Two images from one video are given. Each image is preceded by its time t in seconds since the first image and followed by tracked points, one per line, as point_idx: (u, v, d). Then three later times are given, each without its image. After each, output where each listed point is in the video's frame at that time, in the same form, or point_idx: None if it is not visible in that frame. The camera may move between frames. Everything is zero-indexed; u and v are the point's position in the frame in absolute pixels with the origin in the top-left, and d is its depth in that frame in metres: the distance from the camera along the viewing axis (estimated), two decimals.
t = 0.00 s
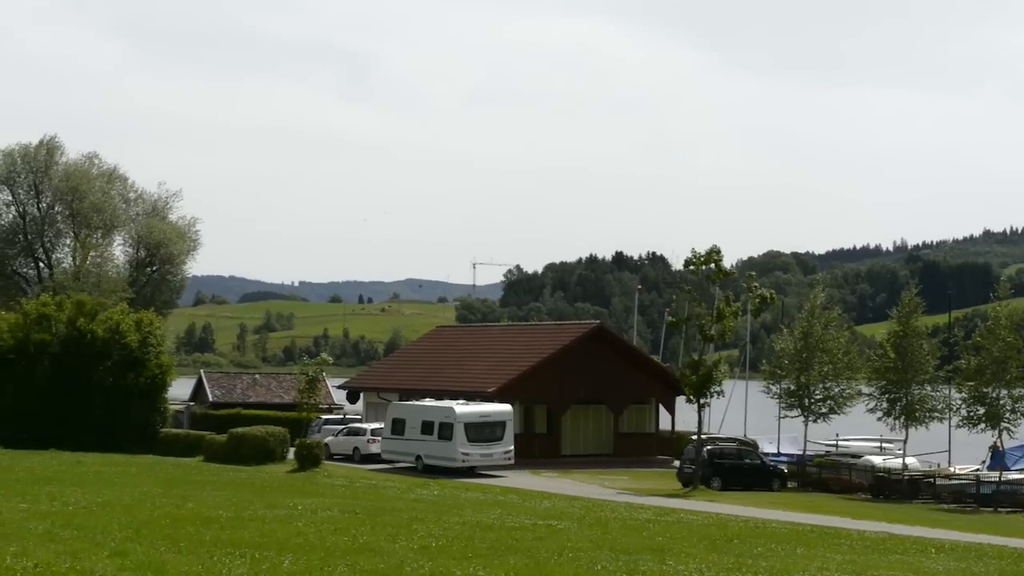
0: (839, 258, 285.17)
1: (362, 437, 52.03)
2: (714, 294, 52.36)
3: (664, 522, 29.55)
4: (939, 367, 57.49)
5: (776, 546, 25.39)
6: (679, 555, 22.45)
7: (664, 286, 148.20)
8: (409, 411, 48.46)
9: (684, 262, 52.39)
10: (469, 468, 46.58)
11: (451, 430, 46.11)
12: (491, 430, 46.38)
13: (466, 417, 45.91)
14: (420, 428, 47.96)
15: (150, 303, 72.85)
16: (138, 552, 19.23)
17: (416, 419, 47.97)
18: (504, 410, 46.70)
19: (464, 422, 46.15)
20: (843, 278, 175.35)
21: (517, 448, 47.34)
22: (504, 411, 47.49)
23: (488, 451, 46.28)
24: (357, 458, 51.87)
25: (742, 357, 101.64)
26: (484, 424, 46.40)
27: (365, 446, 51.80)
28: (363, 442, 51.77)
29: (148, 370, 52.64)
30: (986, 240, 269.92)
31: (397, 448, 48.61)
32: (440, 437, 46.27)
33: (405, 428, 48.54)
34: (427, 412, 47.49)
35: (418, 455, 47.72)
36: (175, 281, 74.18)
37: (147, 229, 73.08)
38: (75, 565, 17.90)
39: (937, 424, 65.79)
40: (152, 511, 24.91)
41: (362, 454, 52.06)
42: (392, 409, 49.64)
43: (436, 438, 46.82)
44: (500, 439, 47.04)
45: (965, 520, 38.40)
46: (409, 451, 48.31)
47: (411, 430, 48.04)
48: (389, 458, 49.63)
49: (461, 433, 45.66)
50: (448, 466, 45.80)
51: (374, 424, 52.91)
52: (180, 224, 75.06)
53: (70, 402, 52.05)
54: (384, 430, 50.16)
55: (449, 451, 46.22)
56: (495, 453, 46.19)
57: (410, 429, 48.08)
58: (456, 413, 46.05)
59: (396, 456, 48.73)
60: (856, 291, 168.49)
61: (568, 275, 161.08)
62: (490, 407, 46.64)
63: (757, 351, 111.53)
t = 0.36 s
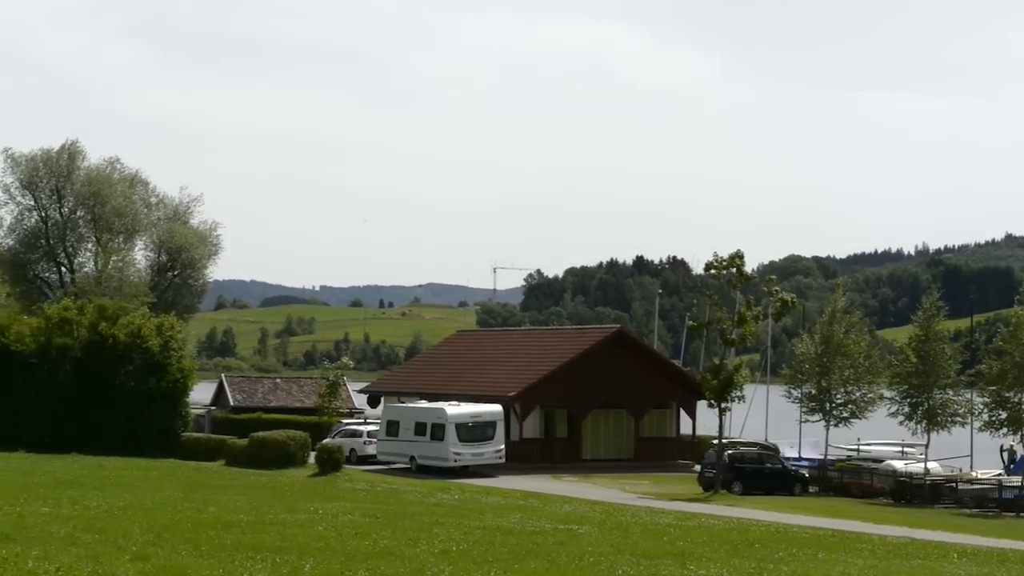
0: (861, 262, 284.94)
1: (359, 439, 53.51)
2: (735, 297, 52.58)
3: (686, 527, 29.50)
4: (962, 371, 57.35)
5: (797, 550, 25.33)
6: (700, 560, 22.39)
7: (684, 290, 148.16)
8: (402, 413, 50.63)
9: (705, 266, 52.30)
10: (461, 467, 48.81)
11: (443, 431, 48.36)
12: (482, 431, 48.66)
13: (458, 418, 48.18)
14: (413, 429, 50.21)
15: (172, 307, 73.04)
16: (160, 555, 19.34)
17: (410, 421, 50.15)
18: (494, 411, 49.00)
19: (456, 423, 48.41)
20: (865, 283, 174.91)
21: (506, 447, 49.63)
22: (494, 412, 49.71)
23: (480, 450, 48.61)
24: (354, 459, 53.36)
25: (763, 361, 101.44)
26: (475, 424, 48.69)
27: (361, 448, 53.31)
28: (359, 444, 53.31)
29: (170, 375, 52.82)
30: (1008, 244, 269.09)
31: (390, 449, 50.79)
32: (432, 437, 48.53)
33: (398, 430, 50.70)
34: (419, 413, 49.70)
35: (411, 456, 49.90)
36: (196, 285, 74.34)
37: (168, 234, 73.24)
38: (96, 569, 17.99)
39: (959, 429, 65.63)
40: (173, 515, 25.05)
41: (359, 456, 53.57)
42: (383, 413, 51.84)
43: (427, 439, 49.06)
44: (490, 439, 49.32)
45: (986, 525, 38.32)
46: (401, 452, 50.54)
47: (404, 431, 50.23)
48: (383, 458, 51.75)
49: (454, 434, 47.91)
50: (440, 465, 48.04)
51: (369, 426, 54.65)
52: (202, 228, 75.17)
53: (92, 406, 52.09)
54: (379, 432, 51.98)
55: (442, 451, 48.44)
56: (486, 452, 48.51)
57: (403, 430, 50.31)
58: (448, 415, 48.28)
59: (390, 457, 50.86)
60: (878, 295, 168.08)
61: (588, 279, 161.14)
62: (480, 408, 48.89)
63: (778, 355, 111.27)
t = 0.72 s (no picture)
0: (881, 266, 284.39)
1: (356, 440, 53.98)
2: (755, 301, 52.53)
3: (706, 531, 29.44)
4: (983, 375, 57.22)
5: (817, 554, 25.29)
6: (721, 564, 22.35)
7: (704, 294, 148.28)
8: (398, 414, 50.99)
9: (724, 270, 52.22)
10: (456, 468, 49.25)
11: (438, 432, 48.76)
12: (476, 432, 49.09)
13: (453, 419, 48.60)
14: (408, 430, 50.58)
15: (191, 311, 73.12)
16: (180, 559, 19.31)
17: (405, 422, 50.54)
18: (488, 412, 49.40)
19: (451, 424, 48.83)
20: (886, 287, 174.62)
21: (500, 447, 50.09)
22: (489, 413, 50.18)
23: (474, 451, 49.04)
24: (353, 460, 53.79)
25: (783, 366, 101.32)
26: (470, 426, 49.11)
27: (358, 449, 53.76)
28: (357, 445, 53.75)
29: (189, 379, 52.87)
30: None
31: (386, 449, 51.15)
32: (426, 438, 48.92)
33: (394, 430, 51.05)
34: (414, 414, 50.06)
35: (406, 457, 50.28)
36: (216, 289, 74.34)
37: (188, 238, 73.37)
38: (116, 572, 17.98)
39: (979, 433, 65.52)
40: (192, 518, 25.06)
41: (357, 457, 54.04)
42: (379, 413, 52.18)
43: (422, 439, 49.45)
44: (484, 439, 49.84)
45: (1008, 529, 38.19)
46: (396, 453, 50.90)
47: (399, 432, 50.60)
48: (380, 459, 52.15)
49: (448, 435, 48.33)
50: (434, 466, 48.46)
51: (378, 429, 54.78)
52: (222, 233, 75.22)
53: (112, 409, 52.25)
54: (377, 433, 52.38)
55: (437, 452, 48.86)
56: (480, 454, 48.94)
57: (398, 432, 50.67)
58: (443, 416, 48.67)
59: (385, 457, 51.24)
60: (898, 299, 167.80)
61: (608, 283, 161.26)
62: (474, 410, 49.29)
63: (798, 358, 111.14)
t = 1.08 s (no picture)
0: (897, 269, 284.07)
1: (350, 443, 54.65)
2: (771, 304, 52.53)
3: (721, 534, 29.42)
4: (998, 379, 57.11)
5: (831, 557, 25.28)
6: (735, 568, 22.35)
7: (720, 297, 148.43)
8: (391, 416, 51.98)
9: (739, 274, 52.22)
10: (447, 468, 50.25)
11: (429, 433, 49.74)
12: (467, 433, 50.09)
13: (445, 420, 49.61)
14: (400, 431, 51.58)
15: (207, 314, 73.24)
16: (194, 562, 19.31)
17: (397, 423, 51.51)
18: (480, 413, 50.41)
19: (442, 425, 49.82)
20: (901, 290, 174.34)
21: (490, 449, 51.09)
22: (479, 414, 51.15)
23: (465, 452, 50.05)
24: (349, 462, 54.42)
25: (797, 369, 101.16)
26: (461, 427, 50.11)
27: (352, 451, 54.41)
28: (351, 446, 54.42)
29: (205, 382, 52.97)
30: None
31: (379, 451, 52.14)
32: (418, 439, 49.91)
33: (387, 432, 52.02)
34: (407, 416, 51.03)
35: (399, 458, 51.27)
36: (231, 293, 74.48)
37: (203, 241, 73.54)
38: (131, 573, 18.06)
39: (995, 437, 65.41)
40: (207, 521, 25.04)
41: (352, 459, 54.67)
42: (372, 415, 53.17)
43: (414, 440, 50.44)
44: (475, 440, 50.83)
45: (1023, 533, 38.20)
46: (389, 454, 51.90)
47: (392, 434, 51.60)
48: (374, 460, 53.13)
49: (440, 436, 49.31)
50: (426, 467, 49.44)
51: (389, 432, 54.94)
52: (237, 236, 75.27)
53: (127, 413, 52.49)
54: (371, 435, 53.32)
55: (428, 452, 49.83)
56: (471, 454, 49.94)
57: (391, 433, 51.68)
58: (435, 417, 49.64)
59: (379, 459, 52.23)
60: (914, 302, 167.53)
61: (623, 286, 161.40)
62: (466, 412, 50.29)
63: (813, 361, 111.03)
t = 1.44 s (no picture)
0: (903, 271, 283.77)
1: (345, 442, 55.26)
2: (777, 306, 52.54)
3: (725, 536, 29.46)
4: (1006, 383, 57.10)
5: (841, 561, 25.26)
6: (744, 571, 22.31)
7: (726, 300, 148.31)
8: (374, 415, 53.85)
9: (744, 274, 52.22)
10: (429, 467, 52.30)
11: (414, 433, 51.71)
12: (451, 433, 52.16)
13: (429, 421, 51.58)
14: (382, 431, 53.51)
15: (214, 316, 73.29)
16: (202, 564, 19.39)
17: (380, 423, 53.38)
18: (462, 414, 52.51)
19: (427, 425, 51.75)
20: (908, 292, 174.14)
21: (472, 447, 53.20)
22: (462, 415, 53.12)
23: (448, 451, 52.18)
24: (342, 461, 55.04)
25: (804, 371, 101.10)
26: (444, 427, 52.16)
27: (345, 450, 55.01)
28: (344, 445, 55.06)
29: (211, 384, 53.09)
30: None
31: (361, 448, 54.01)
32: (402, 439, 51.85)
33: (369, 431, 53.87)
34: (390, 416, 52.91)
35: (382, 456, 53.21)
36: (238, 294, 74.54)
37: (210, 243, 73.58)
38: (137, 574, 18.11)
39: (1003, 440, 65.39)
40: (213, 524, 25.08)
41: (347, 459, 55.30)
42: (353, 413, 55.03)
43: (398, 439, 52.38)
44: (458, 440, 52.88)
45: None
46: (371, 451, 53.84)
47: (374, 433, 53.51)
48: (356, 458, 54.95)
49: (425, 436, 51.32)
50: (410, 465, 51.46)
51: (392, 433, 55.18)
52: (243, 239, 75.33)
53: (133, 415, 52.58)
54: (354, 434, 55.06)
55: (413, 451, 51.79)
56: (454, 453, 52.07)
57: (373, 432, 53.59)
58: (421, 418, 51.55)
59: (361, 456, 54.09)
60: (920, 304, 167.30)
61: (629, 288, 161.16)
62: (450, 412, 52.33)
63: (820, 363, 110.85)
